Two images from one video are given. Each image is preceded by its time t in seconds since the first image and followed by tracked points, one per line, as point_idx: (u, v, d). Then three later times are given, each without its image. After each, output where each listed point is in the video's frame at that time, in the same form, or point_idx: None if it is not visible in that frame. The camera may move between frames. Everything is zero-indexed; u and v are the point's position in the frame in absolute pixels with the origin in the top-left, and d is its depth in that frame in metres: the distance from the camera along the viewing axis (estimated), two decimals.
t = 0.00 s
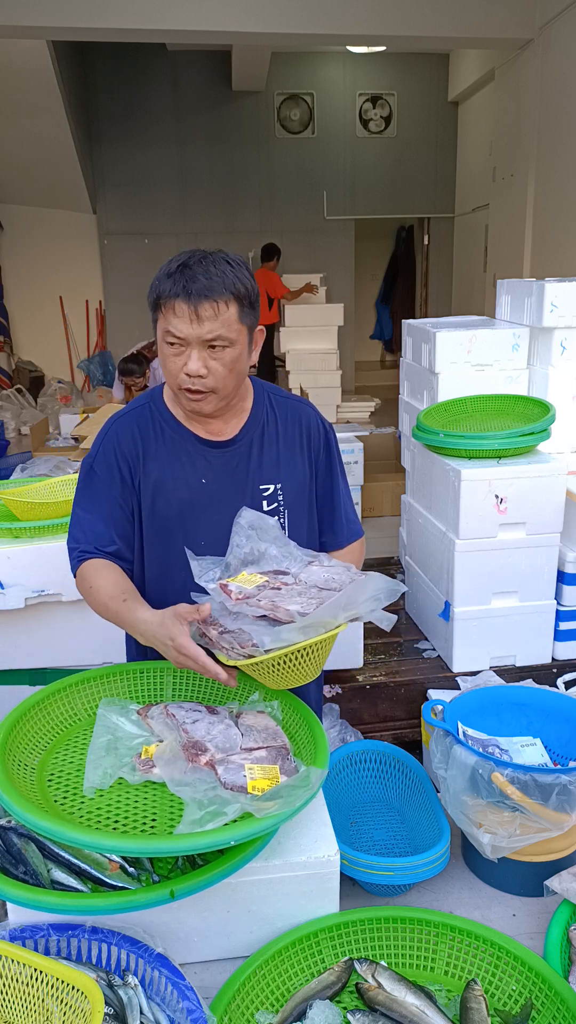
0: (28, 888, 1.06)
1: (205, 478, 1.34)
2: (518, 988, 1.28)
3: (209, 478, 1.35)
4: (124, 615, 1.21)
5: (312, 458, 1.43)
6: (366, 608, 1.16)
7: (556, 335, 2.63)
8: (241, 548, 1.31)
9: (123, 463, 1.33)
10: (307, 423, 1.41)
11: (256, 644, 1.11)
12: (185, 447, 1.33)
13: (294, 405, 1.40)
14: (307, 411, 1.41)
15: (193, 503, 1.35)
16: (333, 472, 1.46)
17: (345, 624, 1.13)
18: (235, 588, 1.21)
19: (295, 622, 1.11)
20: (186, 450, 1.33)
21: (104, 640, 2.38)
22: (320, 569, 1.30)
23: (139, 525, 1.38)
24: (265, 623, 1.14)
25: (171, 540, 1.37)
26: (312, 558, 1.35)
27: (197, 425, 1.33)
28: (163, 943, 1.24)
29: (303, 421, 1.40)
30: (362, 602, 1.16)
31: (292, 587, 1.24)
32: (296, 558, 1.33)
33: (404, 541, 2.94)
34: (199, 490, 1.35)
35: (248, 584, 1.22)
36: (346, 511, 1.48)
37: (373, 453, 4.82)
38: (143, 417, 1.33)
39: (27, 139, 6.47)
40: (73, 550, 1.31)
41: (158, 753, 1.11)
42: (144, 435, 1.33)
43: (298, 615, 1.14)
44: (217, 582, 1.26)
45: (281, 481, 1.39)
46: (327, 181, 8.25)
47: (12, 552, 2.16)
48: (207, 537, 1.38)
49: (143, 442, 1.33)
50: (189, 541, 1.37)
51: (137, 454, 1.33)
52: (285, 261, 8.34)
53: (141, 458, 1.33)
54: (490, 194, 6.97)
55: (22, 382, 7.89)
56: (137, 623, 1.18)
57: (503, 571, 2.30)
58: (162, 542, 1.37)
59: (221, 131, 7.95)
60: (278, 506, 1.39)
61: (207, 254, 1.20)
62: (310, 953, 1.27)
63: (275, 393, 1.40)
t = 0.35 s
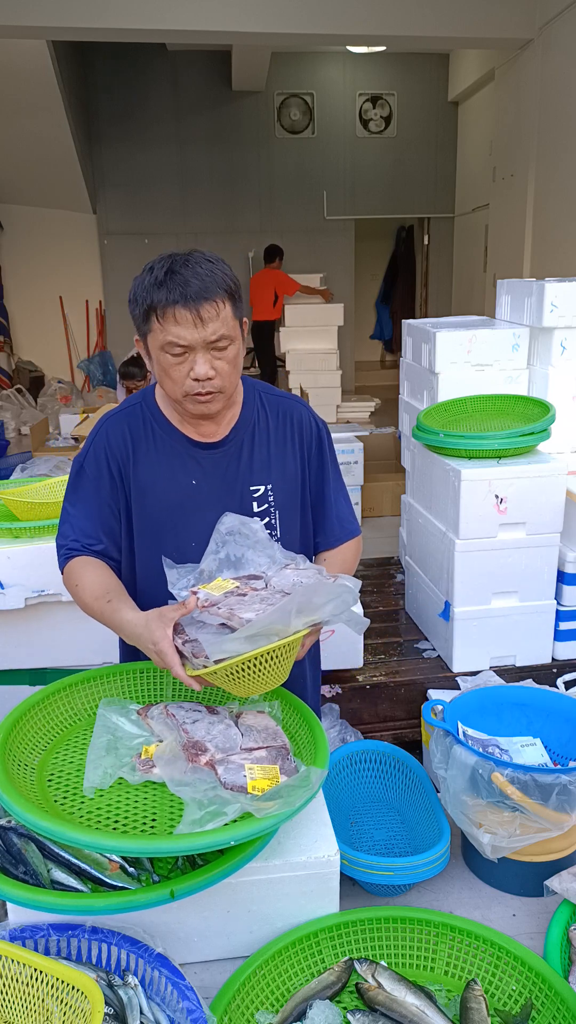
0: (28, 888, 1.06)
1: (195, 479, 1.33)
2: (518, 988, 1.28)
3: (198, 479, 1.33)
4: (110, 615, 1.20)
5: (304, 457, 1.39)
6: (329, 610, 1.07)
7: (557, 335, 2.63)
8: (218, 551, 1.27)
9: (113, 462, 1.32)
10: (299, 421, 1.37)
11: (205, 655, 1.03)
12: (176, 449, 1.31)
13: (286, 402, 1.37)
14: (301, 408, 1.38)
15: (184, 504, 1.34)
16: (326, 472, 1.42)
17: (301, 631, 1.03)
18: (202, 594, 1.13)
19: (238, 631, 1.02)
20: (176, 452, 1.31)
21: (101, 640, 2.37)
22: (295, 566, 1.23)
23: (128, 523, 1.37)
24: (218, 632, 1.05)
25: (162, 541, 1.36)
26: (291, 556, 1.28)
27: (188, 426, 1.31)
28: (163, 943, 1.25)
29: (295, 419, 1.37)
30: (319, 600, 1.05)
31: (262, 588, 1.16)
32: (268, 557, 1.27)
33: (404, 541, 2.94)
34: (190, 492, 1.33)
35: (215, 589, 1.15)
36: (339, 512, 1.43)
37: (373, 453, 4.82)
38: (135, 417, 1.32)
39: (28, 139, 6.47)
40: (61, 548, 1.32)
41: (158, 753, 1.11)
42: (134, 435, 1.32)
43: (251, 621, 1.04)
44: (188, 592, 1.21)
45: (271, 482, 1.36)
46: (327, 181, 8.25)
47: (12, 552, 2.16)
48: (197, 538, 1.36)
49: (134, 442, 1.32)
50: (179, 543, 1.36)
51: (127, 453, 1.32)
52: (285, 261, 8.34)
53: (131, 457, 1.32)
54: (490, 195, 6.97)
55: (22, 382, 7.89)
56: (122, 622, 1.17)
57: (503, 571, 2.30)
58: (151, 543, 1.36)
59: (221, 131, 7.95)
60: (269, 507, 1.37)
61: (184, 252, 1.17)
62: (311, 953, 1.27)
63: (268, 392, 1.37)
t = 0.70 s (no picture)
0: (28, 888, 1.06)
1: (175, 483, 1.31)
2: (518, 988, 1.28)
3: (178, 481, 1.31)
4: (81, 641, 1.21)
5: (276, 451, 1.40)
6: (293, 621, 1.04)
7: (556, 335, 2.63)
8: (190, 553, 1.24)
9: (82, 472, 1.29)
10: (269, 415, 1.38)
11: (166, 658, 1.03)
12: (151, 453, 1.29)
13: (256, 398, 1.37)
14: (269, 402, 1.38)
15: (165, 509, 1.31)
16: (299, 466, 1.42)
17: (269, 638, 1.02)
18: (168, 595, 1.11)
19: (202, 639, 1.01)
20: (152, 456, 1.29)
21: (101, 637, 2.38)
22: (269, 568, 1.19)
23: (102, 534, 1.33)
24: (178, 637, 1.03)
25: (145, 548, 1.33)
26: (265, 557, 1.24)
27: (159, 429, 1.28)
28: (163, 943, 1.25)
29: (265, 413, 1.37)
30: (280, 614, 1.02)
31: (231, 588, 1.14)
32: (237, 560, 1.22)
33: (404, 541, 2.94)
34: (170, 496, 1.31)
35: (180, 588, 1.13)
36: (313, 505, 1.43)
37: (373, 453, 4.82)
38: (103, 424, 1.29)
39: (27, 139, 6.47)
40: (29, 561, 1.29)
41: (158, 753, 1.10)
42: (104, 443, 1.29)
43: (212, 628, 1.02)
44: (153, 588, 1.17)
45: (249, 479, 1.36)
46: (327, 181, 8.25)
47: (12, 552, 2.16)
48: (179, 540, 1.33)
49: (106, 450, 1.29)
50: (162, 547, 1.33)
51: (97, 461, 1.29)
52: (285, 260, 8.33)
53: (104, 465, 1.29)
54: (490, 195, 6.97)
55: (22, 382, 7.89)
56: (90, 646, 1.19)
57: (503, 571, 2.30)
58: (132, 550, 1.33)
59: (221, 131, 7.95)
60: (250, 506, 1.36)
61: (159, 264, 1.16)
62: (311, 953, 1.27)
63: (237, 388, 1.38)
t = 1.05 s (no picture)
0: (27, 888, 1.06)
1: (134, 485, 1.29)
2: (518, 988, 1.28)
3: (137, 483, 1.29)
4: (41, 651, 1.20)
5: (233, 452, 1.39)
6: (257, 628, 1.03)
7: (556, 335, 2.63)
8: (149, 559, 1.23)
9: (35, 478, 1.26)
10: (225, 415, 1.37)
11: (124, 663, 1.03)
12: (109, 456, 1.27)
13: (211, 398, 1.37)
14: (224, 403, 1.38)
15: (125, 511, 1.29)
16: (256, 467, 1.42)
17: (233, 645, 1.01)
18: (126, 600, 1.11)
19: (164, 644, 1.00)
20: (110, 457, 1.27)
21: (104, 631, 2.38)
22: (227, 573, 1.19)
23: (57, 542, 1.31)
24: (139, 641, 1.03)
25: (104, 552, 1.30)
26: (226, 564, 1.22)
27: (116, 432, 1.27)
28: (163, 943, 1.25)
29: (221, 412, 1.37)
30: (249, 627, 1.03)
31: (187, 594, 1.13)
32: (197, 562, 1.22)
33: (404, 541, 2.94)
34: (130, 498, 1.29)
35: (140, 592, 1.13)
36: (268, 506, 1.43)
37: (374, 453, 4.82)
38: (55, 427, 1.26)
39: (27, 139, 6.46)
40: None
41: (158, 753, 1.10)
42: (60, 446, 1.26)
43: (174, 635, 1.02)
44: (111, 592, 1.16)
45: (210, 479, 1.35)
46: (327, 181, 8.25)
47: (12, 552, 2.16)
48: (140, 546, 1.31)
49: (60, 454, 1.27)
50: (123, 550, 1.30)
51: (52, 466, 1.26)
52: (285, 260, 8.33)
53: (58, 470, 1.27)
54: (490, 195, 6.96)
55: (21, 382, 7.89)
56: (51, 656, 1.18)
57: (503, 571, 2.30)
58: (88, 557, 1.30)
59: (222, 131, 7.95)
60: (212, 507, 1.36)
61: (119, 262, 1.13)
62: (311, 953, 1.28)
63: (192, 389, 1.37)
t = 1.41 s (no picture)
0: (27, 888, 1.06)
1: (105, 494, 1.27)
2: (518, 988, 1.28)
3: (108, 493, 1.27)
4: (14, 660, 1.18)
5: (200, 458, 1.40)
6: (228, 632, 1.05)
7: (557, 335, 2.64)
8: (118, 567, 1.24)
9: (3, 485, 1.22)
10: (192, 421, 1.37)
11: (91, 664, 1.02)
12: (80, 464, 1.25)
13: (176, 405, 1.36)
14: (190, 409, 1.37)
15: (95, 521, 1.27)
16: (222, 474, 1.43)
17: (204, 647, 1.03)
18: (96, 606, 1.11)
19: (131, 644, 1.00)
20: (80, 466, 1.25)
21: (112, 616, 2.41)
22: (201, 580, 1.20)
23: (24, 550, 1.28)
24: (108, 641, 1.02)
25: (73, 563, 1.28)
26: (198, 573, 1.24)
27: (84, 438, 1.24)
28: (163, 943, 1.25)
29: (188, 419, 1.37)
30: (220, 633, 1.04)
31: (158, 600, 1.14)
32: (171, 570, 1.23)
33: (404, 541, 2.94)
34: (100, 508, 1.27)
35: (110, 599, 1.13)
36: (236, 513, 1.45)
37: (374, 453, 4.82)
38: (24, 434, 1.23)
39: (27, 139, 6.46)
40: None
41: (158, 753, 1.09)
42: (27, 454, 1.23)
43: (143, 634, 1.02)
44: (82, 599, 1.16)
45: (179, 487, 1.35)
46: (327, 181, 8.25)
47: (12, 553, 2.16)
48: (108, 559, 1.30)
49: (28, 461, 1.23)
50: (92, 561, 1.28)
51: (20, 473, 1.23)
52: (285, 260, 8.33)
53: (25, 477, 1.23)
54: (490, 195, 6.97)
55: (22, 382, 7.89)
56: (25, 665, 1.17)
57: (503, 571, 2.30)
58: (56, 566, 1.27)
59: (222, 131, 7.96)
60: (180, 515, 1.36)
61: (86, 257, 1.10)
62: (311, 953, 1.28)
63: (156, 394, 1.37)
